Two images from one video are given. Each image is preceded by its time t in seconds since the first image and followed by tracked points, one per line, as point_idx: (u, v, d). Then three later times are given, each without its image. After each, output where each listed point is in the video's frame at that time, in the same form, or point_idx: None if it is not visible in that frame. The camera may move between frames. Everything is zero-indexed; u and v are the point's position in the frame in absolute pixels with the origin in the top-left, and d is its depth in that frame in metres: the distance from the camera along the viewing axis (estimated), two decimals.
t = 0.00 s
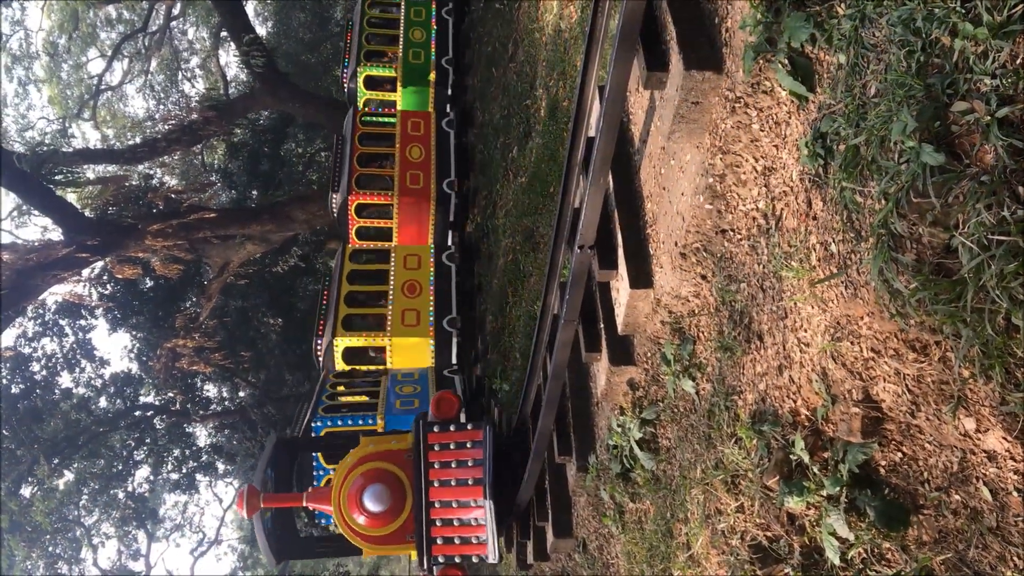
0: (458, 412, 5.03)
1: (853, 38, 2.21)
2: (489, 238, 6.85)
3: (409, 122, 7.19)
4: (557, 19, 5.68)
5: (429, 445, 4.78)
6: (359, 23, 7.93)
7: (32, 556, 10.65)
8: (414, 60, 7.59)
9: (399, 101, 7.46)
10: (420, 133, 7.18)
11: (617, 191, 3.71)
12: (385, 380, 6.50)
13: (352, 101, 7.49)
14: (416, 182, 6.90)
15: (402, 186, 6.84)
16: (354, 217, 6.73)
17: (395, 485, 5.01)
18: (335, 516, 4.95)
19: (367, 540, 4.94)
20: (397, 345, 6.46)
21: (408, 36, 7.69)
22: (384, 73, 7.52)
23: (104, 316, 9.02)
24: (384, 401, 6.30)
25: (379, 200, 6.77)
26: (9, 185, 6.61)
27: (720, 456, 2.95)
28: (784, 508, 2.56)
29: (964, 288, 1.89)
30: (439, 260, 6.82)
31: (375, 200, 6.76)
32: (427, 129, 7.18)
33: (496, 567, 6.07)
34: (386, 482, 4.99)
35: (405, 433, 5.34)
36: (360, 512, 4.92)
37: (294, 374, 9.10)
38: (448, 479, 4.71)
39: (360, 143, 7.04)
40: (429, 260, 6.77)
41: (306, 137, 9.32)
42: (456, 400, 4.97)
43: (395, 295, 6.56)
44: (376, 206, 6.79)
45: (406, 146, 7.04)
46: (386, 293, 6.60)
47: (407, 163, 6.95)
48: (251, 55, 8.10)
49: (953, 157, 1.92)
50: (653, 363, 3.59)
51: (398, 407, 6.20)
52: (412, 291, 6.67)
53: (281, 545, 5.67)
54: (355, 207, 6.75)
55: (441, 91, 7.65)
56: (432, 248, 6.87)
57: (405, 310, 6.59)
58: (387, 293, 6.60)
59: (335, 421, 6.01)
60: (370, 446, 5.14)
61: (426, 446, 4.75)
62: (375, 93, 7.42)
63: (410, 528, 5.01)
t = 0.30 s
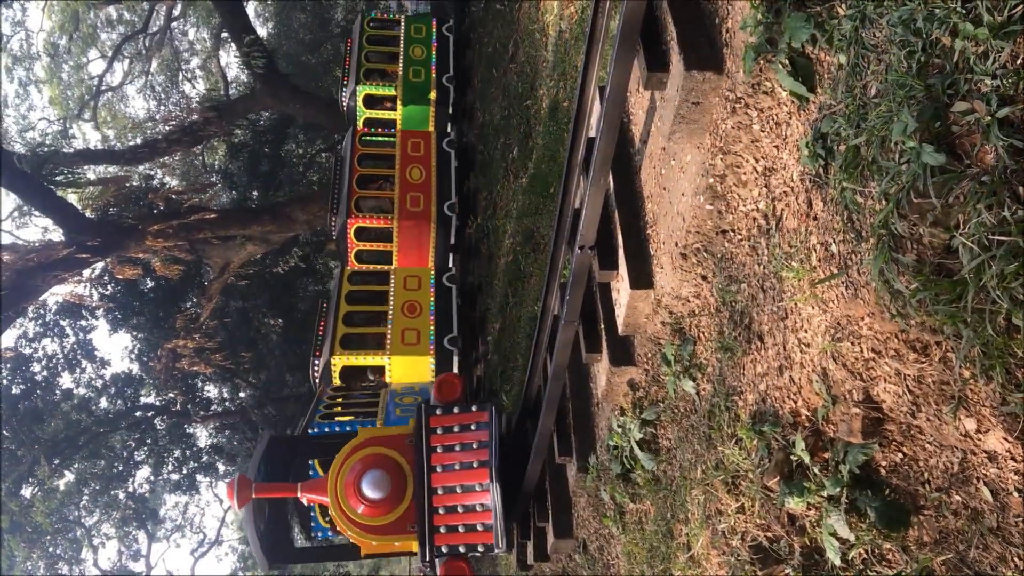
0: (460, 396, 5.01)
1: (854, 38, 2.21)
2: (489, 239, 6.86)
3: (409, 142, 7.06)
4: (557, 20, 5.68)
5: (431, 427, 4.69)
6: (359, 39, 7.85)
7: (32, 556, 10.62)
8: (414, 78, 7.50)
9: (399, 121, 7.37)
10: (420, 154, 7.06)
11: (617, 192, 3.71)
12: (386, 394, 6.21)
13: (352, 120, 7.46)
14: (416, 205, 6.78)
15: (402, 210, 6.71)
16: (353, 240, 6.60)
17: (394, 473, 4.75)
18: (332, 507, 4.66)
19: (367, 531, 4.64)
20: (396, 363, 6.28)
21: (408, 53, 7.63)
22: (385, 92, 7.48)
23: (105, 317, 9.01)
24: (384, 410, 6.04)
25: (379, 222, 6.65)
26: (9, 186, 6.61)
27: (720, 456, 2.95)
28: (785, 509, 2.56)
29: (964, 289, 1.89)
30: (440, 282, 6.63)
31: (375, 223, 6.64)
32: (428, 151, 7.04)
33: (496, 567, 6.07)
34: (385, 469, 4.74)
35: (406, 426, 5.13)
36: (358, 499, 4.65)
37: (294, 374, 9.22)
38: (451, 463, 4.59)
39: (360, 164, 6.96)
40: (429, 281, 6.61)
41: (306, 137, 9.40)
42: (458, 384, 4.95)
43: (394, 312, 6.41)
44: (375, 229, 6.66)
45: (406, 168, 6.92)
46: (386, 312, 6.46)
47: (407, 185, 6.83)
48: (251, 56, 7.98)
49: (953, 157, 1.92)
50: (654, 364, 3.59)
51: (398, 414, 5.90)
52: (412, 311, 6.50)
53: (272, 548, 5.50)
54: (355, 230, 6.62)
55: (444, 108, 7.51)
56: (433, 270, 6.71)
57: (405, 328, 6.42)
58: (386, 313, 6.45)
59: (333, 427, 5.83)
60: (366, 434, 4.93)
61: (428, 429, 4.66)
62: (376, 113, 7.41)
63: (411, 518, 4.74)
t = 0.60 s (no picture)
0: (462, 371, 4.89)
1: (853, 36, 2.21)
2: (489, 238, 6.85)
3: (408, 163, 6.79)
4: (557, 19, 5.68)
5: (433, 400, 4.52)
6: (355, 53, 7.48)
7: (32, 556, 10.62)
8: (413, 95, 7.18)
9: (398, 138, 6.99)
10: (420, 174, 6.82)
11: (617, 191, 3.71)
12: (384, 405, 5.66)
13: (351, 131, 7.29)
14: (416, 228, 6.53)
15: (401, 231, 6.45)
16: (351, 262, 6.27)
17: (394, 450, 4.63)
18: (328, 484, 4.52)
19: (364, 509, 4.48)
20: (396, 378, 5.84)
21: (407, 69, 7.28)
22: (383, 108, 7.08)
23: (104, 317, 9.01)
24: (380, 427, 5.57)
25: (378, 244, 6.33)
26: (8, 185, 6.60)
27: (720, 455, 2.95)
28: (785, 508, 2.56)
29: (964, 288, 1.88)
30: (440, 302, 6.41)
31: (374, 245, 6.32)
32: (428, 174, 6.80)
33: (497, 567, 6.07)
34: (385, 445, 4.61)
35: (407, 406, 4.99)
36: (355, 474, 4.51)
37: (294, 374, 9.06)
38: (453, 437, 4.40)
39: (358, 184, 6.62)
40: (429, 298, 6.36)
41: (306, 137, 9.35)
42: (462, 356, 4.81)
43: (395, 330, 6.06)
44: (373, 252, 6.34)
45: (405, 189, 6.65)
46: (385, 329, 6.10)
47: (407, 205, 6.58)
48: (251, 55, 7.98)
49: (953, 155, 1.92)
50: (654, 363, 3.59)
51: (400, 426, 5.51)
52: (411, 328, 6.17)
53: (265, 549, 5.39)
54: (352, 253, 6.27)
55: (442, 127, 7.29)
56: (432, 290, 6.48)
57: (405, 345, 6.04)
58: (386, 329, 6.09)
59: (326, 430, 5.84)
60: (363, 411, 4.80)
61: (428, 402, 4.50)
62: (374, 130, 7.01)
63: (411, 497, 4.56)
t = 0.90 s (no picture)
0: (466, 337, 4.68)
1: (853, 35, 2.21)
2: (489, 237, 6.84)
3: (407, 182, 6.63)
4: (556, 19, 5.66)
5: (434, 367, 4.37)
6: (355, 72, 7.29)
7: (32, 556, 10.61)
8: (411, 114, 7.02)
9: (397, 157, 6.78)
10: (419, 194, 6.64)
11: (617, 190, 3.70)
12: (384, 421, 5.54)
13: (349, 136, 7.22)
14: (415, 250, 6.36)
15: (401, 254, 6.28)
16: (349, 285, 6.11)
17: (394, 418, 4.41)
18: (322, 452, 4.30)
19: (359, 478, 4.25)
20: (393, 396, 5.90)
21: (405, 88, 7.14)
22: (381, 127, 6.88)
23: (104, 317, 9.01)
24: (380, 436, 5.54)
25: (377, 267, 6.18)
26: (8, 185, 6.60)
27: (720, 455, 2.95)
28: (784, 507, 2.56)
29: (964, 286, 1.88)
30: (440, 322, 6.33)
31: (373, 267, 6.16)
32: (427, 194, 6.63)
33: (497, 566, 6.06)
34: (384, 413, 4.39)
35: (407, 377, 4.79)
36: (351, 442, 4.30)
37: (293, 374, 9.03)
38: (455, 403, 4.21)
39: (356, 207, 6.40)
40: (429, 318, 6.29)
41: (306, 137, 9.24)
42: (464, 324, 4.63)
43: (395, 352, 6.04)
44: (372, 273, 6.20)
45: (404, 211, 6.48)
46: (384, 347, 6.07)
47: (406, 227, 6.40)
48: (251, 55, 7.95)
49: (953, 154, 1.92)
50: (653, 362, 3.59)
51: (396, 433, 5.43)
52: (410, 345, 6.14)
53: (256, 545, 5.23)
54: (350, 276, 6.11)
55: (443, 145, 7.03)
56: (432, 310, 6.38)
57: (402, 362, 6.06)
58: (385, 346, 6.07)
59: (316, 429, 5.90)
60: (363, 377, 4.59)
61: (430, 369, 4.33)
62: (372, 148, 6.79)
63: (411, 468, 4.31)
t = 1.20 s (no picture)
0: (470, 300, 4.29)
1: (853, 36, 2.20)
2: (489, 239, 6.83)
3: (405, 205, 6.37)
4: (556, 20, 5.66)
5: (435, 327, 3.98)
6: (354, 93, 7.01)
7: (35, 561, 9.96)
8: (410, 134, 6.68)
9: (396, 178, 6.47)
10: (418, 218, 6.39)
11: (617, 191, 3.70)
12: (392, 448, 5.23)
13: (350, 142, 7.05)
14: (414, 274, 6.12)
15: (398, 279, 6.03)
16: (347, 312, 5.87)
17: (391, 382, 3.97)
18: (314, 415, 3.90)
19: (355, 444, 3.82)
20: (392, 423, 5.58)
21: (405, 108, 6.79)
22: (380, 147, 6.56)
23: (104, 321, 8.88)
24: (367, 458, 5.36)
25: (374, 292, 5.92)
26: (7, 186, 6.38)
27: (719, 455, 2.95)
28: (784, 508, 2.56)
29: (964, 287, 1.88)
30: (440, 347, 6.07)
31: (371, 291, 5.91)
32: (426, 219, 6.37)
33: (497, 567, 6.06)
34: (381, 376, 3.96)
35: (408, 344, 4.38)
36: (345, 405, 3.88)
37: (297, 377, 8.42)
38: (459, 362, 3.82)
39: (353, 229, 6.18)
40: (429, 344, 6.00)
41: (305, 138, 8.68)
42: (468, 285, 4.26)
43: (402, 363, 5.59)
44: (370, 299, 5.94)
45: (402, 233, 6.23)
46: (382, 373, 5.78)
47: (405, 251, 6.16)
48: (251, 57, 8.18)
49: (953, 155, 1.92)
50: (653, 363, 3.59)
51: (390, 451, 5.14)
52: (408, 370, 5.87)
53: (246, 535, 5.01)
54: (348, 301, 5.87)
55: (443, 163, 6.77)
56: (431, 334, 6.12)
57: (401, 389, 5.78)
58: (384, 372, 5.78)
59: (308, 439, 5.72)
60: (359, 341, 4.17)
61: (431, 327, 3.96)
62: (370, 170, 6.44)
63: (411, 434, 3.89)
